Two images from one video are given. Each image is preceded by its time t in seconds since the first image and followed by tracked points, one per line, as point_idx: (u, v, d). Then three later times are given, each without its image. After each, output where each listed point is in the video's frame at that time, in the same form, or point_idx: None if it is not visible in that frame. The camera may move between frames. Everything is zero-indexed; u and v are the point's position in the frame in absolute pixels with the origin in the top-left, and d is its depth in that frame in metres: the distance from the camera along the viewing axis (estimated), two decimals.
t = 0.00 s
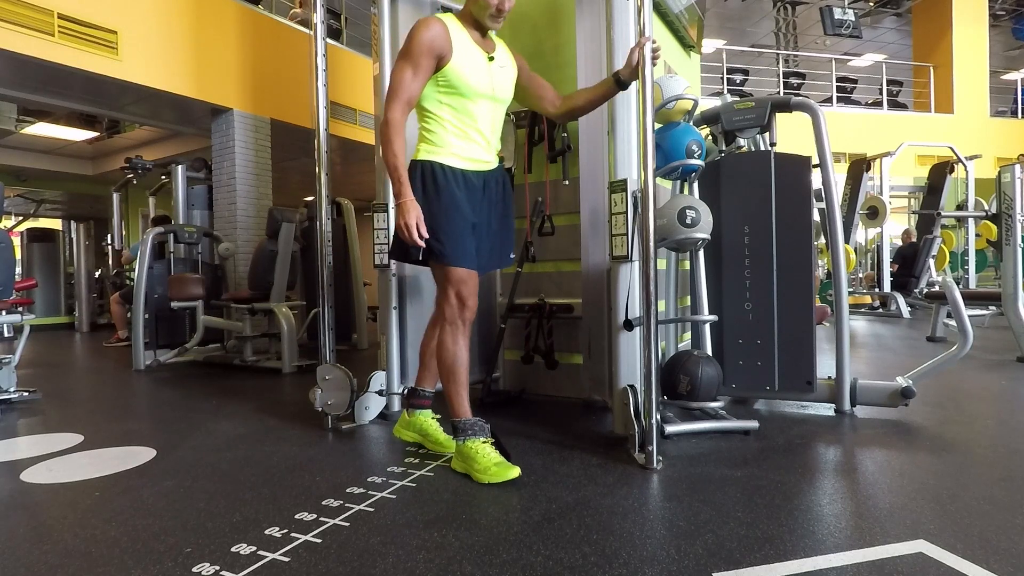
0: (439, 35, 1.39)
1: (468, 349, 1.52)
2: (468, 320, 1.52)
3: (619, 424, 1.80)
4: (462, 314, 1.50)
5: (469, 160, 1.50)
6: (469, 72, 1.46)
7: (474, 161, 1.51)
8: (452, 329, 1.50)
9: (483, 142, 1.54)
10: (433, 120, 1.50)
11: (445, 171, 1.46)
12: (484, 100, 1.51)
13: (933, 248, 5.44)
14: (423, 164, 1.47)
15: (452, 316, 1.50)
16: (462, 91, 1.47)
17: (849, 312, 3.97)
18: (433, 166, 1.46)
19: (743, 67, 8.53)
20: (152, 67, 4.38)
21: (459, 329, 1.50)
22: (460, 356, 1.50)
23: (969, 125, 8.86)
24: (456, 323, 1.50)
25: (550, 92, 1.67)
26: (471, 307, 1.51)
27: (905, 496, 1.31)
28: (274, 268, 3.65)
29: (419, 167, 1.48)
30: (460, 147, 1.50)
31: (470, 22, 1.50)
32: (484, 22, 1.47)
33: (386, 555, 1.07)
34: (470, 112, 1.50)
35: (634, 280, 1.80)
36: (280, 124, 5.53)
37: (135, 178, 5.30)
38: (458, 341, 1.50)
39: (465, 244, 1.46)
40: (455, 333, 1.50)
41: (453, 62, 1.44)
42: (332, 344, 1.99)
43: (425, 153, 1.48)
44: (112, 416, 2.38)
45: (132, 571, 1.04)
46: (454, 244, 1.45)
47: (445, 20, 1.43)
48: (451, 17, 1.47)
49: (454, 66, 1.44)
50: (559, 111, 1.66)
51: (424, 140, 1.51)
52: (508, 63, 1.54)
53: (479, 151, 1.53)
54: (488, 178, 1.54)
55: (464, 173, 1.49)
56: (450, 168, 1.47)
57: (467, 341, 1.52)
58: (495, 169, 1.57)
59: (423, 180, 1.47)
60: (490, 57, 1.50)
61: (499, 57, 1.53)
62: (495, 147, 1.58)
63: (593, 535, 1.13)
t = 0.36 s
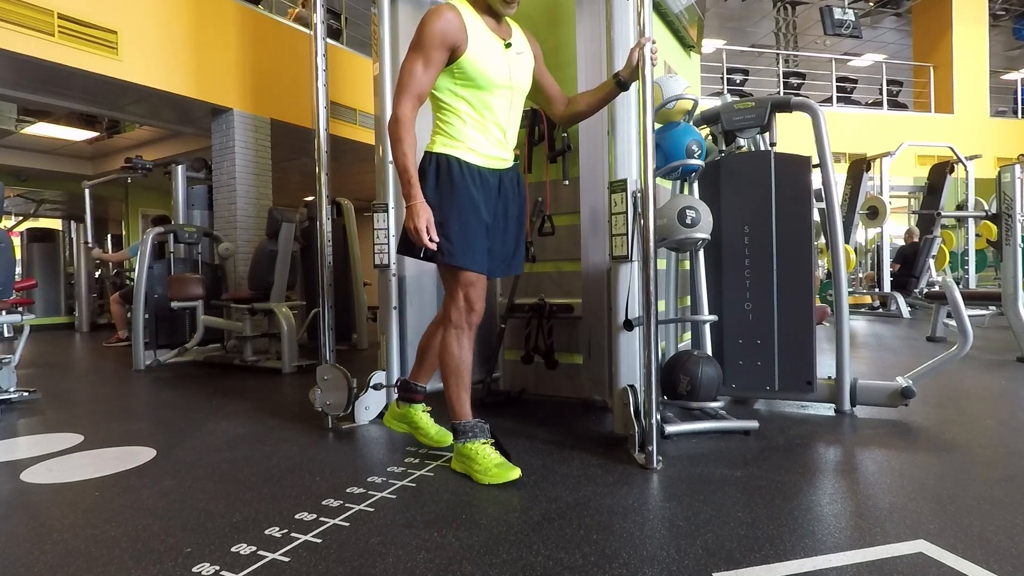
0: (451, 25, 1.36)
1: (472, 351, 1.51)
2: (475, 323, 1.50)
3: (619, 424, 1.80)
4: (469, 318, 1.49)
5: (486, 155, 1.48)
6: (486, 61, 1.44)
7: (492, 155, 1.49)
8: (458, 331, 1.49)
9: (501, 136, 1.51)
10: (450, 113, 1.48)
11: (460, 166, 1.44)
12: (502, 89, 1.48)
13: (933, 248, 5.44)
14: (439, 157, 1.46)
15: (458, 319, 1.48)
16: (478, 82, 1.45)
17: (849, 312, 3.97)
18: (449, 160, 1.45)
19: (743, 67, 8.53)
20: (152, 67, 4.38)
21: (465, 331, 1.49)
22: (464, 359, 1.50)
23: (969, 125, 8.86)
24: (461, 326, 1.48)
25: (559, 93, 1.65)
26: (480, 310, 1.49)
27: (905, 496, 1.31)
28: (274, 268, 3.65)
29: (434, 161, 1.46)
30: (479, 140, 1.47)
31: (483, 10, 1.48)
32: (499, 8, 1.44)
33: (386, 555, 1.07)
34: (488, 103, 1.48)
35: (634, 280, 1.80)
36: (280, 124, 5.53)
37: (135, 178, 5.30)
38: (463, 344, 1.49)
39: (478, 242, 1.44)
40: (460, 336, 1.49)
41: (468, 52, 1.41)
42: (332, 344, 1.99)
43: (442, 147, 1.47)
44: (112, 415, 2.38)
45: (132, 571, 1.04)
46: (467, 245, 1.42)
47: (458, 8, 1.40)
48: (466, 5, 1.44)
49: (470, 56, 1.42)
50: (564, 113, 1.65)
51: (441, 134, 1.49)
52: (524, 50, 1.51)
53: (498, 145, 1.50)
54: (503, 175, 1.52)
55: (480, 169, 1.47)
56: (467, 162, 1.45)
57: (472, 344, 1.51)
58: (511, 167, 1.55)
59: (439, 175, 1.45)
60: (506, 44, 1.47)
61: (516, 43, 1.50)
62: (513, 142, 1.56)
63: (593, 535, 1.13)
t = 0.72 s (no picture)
0: (448, 18, 1.36)
1: (477, 353, 1.50)
2: (481, 326, 1.49)
3: (619, 424, 1.80)
4: (474, 320, 1.47)
5: (490, 152, 1.47)
6: (487, 53, 1.43)
7: (498, 151, 1.48)
8: (462, 333, 1.48)
9: (507, 129, 1.51)
10: (453, 107, 1.48)
11: (464, 163, 1.43)
12: (505, 80, 1.48)
13: (933, 248, 5.44)
14: (444, 156, 1.45)
15: (464, 321, 1.47)
16: (480, 74, 1.44)
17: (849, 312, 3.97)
18: (454, 158, 1.44)
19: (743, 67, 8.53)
20: (152, 67, 4.38)
21: (471, 333, 1.48)
22: (468, 360, 1.49)
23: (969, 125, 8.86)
24: (468, 328, 1.48)
25: (559, 90, 1.65)
26: (486, 313, 1.47)
27: (905, 496, 1.31)
28: (274, 268, 3.65)
29: (438, 160, 1.46)
30: (484, 132, 1.47)
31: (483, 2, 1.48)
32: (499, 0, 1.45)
33: (386, 555, 1.07)
34: (492, 94, 1.47)
35: (634, 280, 1.80)
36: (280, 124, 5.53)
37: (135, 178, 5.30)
38: (468, 346, 1.48)
39: (486, 237, 1.42)
40: (466, 337, 1.48)
41: (468, 43, 1.41)
42: (332, 344, 1.99)
43: (448, 144, 1.46)
44: (112, 416, 2.38)
45: (133, 571, 1.04)
46: (472, 243, 1.41)
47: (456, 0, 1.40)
48: None
49: (470, 47, 1.41)
50: (563, 111, 1.65)
51: (446, 131, 1.48)
52: (526, 40, 1.52)
53: (505, 139, 1.50)
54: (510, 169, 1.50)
55: (487, 165, 1.45)
56: (474, 160, 1.45)
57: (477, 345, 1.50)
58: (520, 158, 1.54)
59: (443, 173, 1.44)
60: (508, 33, 1.47)
61: (517, 34, 1.50)
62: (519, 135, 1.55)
63: (593, 535, 1.13)
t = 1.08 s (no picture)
0: (442, 22, 1.37)
1: (483, 354, 1.48)
2: (489, 327, 1.47)
3: (619, 424, 1.81)
4: (482, 321, 1.46)
5: (495, 145, 1.46)
6: (481, 56, 1.43)
7: (503, 145, 1.47)
8: (469, 334, 1.46)
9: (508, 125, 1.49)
10: (452, 111, 1.48)
11: (469, 160, 1.43)
12: (502, 82, 1.47)
13: (933, 248, 5.44)
14: (449, 157, 1.45)
15: (472, 321, 1.46)
16: (475, 77, 1.44)
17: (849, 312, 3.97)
18: (459, 157, 1.44)
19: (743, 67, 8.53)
20: (152, 67, 4.38)
21: (478, 334, 1.46)
22: (474, 361, 1.47)
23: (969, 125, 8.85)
24: (474, 329, 1.46)
25: (559, 90, 1.65)
26: (493, 314, 1.46)
27: (905, 496, 1.31)
28: (274, 268, 3.65)
29: (444, 162, 1.46)
30: (484, 131, 1.45)
31: (476, 7, 1.48)
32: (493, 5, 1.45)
33: (386, 555, 1.07)
34: (489, 95, 1.46)
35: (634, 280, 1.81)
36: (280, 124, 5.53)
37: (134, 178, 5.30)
38: (474, 347, 1.47)
39: (499, 232, 1.41)
40: (472, 339, 1.46)
41: (461, 48, 1.41)
42: (332, 344, 1.99)
43: (450, 146, 1.46)
44: (112, 416, 2.38)
45: (132, 571, 1.04)
46: (488, 237, 1.40)
47: (449, 5, 1.40)
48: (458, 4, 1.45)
49: (464, 52, 1.42)
50: (565, 111, 1.64)
51: (446, 134, 1.48)
52: (521, 43, 1.51)
53: (508, 132, 1.48)
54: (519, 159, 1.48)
55: (495, 156, 1.44)
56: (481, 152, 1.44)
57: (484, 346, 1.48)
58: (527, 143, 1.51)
59: (451, 172, 1.44)
60: (501, 37, 1.47)
61: (511, 37, 1.50)
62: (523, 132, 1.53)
63: (593, 535, 1.13)
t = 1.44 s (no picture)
0: (445, 22, 1.37)
1: (481, 354, 1.48)
2: (487, 327, 1.48)
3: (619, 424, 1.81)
4: (480, 320, 1.46)
5: (496, 147, 1.46)
6: (483, 56, 1.43)
7: (503, 146, 1.47)
8: (468, 334, 1.46)
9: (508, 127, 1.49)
10: (454, 110, 1.47)
11: (470, 161, 1.42)
12: (502, 83, 1.47)
13: (933, 248, 5.44)
14: (449, 157, 1.45)
15: (470, 321, 1.46)
16: (476, 77, 1.44)
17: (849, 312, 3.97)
18: (459, 157, 1.43)
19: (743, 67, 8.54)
20: (152, 67, 4.38)
21: (476, 334, 1.46)
22: (473, 362, 1.47)
23: (969, 125, 8.86)
24: (473, 328, 1.46)
25: (559, 89, 1.65)
26: (491, 313, 1.46)
27: (905, 496, 1.31)
28: (274, 268, 3.65)
29: (444, 161, 1.46)
30: (486, 132, 1.46)
31: (480, 5, 1.48)
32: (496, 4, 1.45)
33: (386, 555, 1.07)
34: (491, 96, 1.47)
35: (634, 280, 1.80)
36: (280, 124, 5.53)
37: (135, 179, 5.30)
38: (473, 346, 1.47)
39: (497, 233, 1.41)
40: (471, 338, 1.46)
41: (463, 48, 1.41)
42: (332, 344, 1.99)
43: (450, 146, 1.46)
44: (112, 416, 2.39)
45: (133, 571, 1.04)
46: (487, 236, 1.40)
47: (451, 4, 1.40)
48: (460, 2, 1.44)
49: (466, 52, 1.41)
50: (564, 110, 1.64)
51: (448, 133, 1.48)
52: (523, 43, 1.51)
53: (508, 134, 1.48)
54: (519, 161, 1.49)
55: (494, 158, 1.44)
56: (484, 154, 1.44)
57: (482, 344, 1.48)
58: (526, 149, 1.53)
59: (451, 172, 1.44)
60: (503, 37, 1.47)
61: (513, 36, 1.49)
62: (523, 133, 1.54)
63: (593, 535, 1.13)
